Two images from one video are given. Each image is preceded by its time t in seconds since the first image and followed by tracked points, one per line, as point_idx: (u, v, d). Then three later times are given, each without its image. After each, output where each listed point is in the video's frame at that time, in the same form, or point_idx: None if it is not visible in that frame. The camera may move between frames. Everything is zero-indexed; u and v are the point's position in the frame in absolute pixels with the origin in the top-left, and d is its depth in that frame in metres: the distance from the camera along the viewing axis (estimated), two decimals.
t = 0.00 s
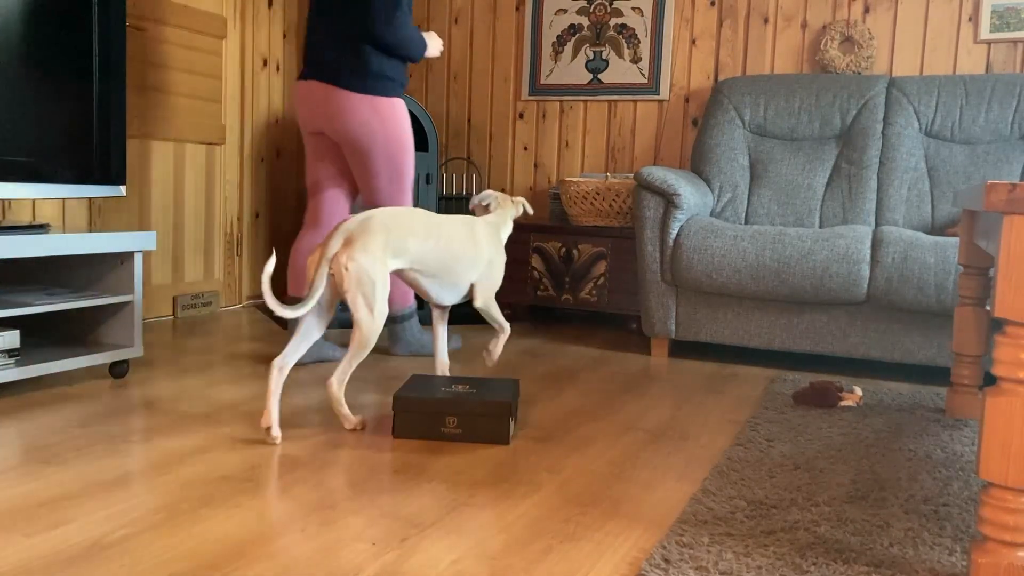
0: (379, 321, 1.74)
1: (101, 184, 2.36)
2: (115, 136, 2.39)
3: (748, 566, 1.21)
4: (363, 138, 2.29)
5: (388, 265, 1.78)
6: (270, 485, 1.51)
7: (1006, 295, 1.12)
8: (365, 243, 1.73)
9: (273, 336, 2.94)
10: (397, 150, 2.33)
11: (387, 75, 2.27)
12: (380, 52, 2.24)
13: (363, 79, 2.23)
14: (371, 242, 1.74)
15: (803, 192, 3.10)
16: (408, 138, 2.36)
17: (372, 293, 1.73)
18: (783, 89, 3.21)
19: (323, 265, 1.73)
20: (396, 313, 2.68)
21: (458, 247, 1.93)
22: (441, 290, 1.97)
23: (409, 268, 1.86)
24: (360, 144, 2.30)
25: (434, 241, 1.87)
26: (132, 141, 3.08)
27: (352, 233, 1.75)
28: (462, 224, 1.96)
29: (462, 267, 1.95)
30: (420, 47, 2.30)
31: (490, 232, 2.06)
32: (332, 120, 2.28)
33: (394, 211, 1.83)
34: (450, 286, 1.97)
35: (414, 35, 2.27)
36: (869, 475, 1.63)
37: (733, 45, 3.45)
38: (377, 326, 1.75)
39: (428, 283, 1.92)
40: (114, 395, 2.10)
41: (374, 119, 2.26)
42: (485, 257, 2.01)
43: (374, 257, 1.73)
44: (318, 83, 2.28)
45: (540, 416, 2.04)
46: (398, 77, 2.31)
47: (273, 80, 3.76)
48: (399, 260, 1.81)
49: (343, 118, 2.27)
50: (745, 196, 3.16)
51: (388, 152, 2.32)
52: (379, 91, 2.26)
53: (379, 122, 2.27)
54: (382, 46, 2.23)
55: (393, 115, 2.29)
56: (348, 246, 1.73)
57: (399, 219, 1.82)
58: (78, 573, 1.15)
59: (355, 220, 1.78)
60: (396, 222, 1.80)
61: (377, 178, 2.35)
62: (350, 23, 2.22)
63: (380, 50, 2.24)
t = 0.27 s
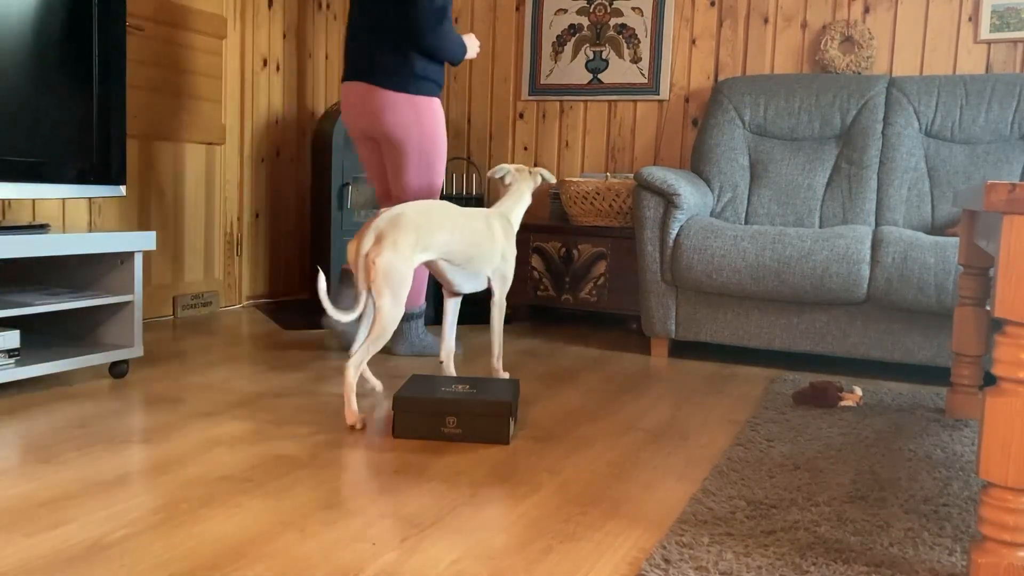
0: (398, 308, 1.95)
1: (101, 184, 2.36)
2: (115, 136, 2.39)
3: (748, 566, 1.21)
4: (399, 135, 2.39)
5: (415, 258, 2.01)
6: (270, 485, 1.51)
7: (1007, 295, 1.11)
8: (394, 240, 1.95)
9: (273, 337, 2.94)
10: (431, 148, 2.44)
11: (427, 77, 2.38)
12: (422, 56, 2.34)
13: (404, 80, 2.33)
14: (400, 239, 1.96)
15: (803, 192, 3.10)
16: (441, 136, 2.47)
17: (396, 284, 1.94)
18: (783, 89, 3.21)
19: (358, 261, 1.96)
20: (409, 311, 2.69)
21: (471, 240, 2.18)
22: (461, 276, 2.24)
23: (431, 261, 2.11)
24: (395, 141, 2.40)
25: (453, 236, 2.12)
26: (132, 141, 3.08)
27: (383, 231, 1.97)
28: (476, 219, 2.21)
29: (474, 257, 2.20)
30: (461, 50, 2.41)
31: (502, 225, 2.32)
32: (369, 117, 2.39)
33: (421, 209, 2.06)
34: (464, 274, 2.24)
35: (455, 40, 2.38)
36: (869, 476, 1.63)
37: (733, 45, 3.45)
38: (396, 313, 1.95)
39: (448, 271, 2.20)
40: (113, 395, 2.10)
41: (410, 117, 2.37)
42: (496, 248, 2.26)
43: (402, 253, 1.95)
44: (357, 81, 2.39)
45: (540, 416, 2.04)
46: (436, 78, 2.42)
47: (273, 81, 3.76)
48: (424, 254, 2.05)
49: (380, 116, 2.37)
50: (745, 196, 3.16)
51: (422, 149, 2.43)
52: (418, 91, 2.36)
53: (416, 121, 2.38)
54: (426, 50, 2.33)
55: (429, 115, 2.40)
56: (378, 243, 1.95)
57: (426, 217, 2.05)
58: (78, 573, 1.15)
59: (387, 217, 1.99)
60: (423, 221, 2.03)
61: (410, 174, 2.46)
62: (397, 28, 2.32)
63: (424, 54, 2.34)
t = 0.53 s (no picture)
0: (417, 298, 2.07)
1: (100, 185, 2.37)
2: (114, 135, 2.39)
3: (748, 566, 1.21)
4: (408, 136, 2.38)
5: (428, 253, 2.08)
6: (270, 485, 1.51)
7: (1007, 295, 1.11)
8: (406, 235, 2.03)
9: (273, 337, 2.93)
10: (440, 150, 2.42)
11: (441, 78, 2.36)
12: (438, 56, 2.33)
13: (413, 79, 2.33)
14: (411, 233, 2.04)
15: (803, 192, 3.10)
16: (452, 140, 2.45)
17: (412, 276, 2.04)
18: (783, 89, 3.21)
19: (370, 254, 2.05)
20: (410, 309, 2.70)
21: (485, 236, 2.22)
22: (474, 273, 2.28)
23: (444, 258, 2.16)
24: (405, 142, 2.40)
25: (466, 233, 2.17)
26: (132, 140, 3.08)
27: (396, 225, 2.04)
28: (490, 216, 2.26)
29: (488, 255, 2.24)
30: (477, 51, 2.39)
31: (515, 221, 2.34)
32: (382, 117, 2.40)
33: (433, 205, 2.12)
34: (478, 271, 2.26)
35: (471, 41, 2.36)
36: (869, 476, 1.63)
37: (733, 45, 3.45)
38: (416, 301, 2.07)
39: (463, 269, 2.23)
40: (113, 395, 2.10)
41: (420, 117, 2.36)
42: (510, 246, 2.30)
43: (414, 247, 2.04)
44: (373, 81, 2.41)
45: (540, 416, 2.04)
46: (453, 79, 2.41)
47: (273, 80, 3.75)
48: (437, 249, 2.11)
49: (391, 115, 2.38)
50: (745, 196, 3.16)
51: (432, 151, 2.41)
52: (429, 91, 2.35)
53: (426, 122, 2.37)
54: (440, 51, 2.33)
55: (440, 117, 2.38)
56: (391, 237, 2.03)
57: (437, 212, 2.12)
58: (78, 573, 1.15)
59: (398, 213, 2.07)
60: (434, 217, 2.10)
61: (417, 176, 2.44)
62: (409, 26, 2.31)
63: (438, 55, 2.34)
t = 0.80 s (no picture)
0: (446, 297, 2.13)
1: (100, 184, 2.37)
2: (114, 136, 2.39)
3: (748, 566, 1.21)
4: (406, 136, 2.39)
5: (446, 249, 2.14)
6: (270, 485, 1.51)
7: (1007, 295, 1.11)
8: (426, 233, 2.09)
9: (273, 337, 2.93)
10: (438, 151, 2.41)
11: (438, 77, 2.35)
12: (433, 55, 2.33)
13: (408, 77, 2.33)
14: (431, 232, 2.10)
15: (803, 192, 3.10)
16: (454, 140, 2.43)
17: (437, 274, 2.09)
18: (783, 89, 3.21)
19: (391, 254, 2.09)
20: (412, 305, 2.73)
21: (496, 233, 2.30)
22: (485, 269, 2.36)
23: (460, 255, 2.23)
24: (404, 142, 2.41)
25: (479, 229, 2.24)
26: (132, 141, 3.08)
27: (414, 224, 2.10)
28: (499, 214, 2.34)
29: (498, 251, 2.32)
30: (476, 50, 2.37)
31: (523, 216, 2.44)
32: (385, 117, 2.43)
33: (448, 204, 2.18)
34: (490, 267, 2.35)
35: (468, 39, 2.34)
36: (869, 476, 1.63)
37: (732, 45, 3.45)
38: (445, 300, 2.12)
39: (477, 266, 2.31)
40: (113, 395, 2.10)
41: (417, 117, 2.36)
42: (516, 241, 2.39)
43: (435, 245, 2.09)
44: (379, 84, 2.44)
45: (540, 415, 2.04)
46: (452, 79, 2.39)
47: (273, 80, 3.75)
48: (453, 245, 2.17)
49: (392, 114, 2.40)
50: (745, 196, 3.16)
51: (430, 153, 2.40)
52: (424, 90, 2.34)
53: (422, 123, 2.36)
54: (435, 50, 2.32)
55: (438, 117, 2.37)
56: (411, 237, 2.08)
57: (454, 211, 2.18)
58: (77, 573, 1.15)
59: (415, 213, 2.12)
60: (451, 215, 2.16)
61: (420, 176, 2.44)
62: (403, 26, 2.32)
63: (432, 53, 2.33)
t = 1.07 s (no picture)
0: (457, 298, 2.12)
1: (100, 184, 2.37)
2: (114, 135, 2.39)
3: (748, 566, 1.21)
4: (403, 135, 2.39)
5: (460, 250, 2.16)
6: (270, 485, 1.51)
7: (1007, 295, 1.11)
8: (441, 234, 2.11)
9: (272, 337, 2.93)
10: (435, 150, 2.40)
11: (432, 75, 2.34)
12: (425, 53, 2.33)
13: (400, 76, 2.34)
14: (446, 233, 2.11)
15: (803, 193, 3.10)
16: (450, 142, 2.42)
17: (450, 275, 2.10)
18: (783, 89, 3.21)
19: (406, 255, 2.10)
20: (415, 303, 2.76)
21: (506, 234, 2.33)
22: (496, 270, 2.39)
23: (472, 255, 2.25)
24: (402, 140, 2.41)
25: (490, 230, 2.26)
26: (132, 141, 3.08)
27: (430, 225, 2.12)
28: (509, 215, 2.36)
29: (508, 251, 2.35)
30: (468, 48, 2.36)
31: (530, 217, 2.49)
32: (384, 115, 2.43)
33: (462, 205, 2.20)
34: (501, 267, 2.39)
35: (460, 37, 2.33)
36: (869, 476, 1.63)
37: (732, 45, 3.45)
38: (455, 302, 2.12)
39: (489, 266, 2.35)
40: (113, 395, 2.10)
41: (414, 116, 2.36)
42: (525, 242, 2.41)
43: (449, 245, 2.11)
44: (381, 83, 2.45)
45: (540, 415, 2.04)
46: (448, 77, 2.38)
47: (273, 80, 3.75)
48: (467, 247, 2.20)
49: (392, 114, 2.40)
50: (745, 196, 3.16)
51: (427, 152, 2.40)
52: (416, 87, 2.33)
53: (418, 122, 2.36)
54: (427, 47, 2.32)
55: (434, 116, 2.36)
56: (427, 237, 2.10)
57: (467, 212, 2.20)
58: (77, 573, 1.15)
59: (431, 214, 2.14)
60: (464, 216, 2.18)
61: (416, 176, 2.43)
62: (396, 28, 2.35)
63: (425, 52, 2.33)
